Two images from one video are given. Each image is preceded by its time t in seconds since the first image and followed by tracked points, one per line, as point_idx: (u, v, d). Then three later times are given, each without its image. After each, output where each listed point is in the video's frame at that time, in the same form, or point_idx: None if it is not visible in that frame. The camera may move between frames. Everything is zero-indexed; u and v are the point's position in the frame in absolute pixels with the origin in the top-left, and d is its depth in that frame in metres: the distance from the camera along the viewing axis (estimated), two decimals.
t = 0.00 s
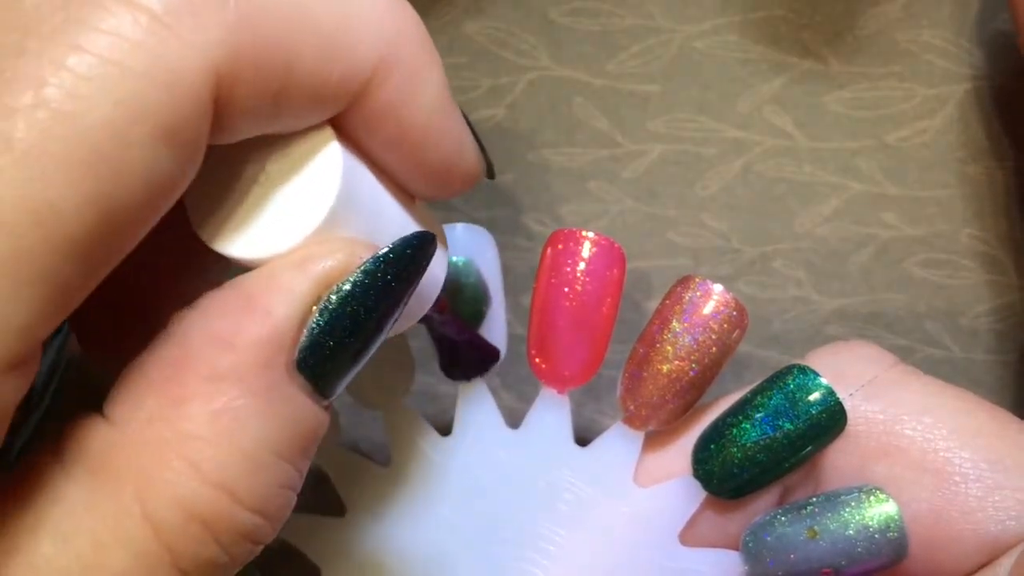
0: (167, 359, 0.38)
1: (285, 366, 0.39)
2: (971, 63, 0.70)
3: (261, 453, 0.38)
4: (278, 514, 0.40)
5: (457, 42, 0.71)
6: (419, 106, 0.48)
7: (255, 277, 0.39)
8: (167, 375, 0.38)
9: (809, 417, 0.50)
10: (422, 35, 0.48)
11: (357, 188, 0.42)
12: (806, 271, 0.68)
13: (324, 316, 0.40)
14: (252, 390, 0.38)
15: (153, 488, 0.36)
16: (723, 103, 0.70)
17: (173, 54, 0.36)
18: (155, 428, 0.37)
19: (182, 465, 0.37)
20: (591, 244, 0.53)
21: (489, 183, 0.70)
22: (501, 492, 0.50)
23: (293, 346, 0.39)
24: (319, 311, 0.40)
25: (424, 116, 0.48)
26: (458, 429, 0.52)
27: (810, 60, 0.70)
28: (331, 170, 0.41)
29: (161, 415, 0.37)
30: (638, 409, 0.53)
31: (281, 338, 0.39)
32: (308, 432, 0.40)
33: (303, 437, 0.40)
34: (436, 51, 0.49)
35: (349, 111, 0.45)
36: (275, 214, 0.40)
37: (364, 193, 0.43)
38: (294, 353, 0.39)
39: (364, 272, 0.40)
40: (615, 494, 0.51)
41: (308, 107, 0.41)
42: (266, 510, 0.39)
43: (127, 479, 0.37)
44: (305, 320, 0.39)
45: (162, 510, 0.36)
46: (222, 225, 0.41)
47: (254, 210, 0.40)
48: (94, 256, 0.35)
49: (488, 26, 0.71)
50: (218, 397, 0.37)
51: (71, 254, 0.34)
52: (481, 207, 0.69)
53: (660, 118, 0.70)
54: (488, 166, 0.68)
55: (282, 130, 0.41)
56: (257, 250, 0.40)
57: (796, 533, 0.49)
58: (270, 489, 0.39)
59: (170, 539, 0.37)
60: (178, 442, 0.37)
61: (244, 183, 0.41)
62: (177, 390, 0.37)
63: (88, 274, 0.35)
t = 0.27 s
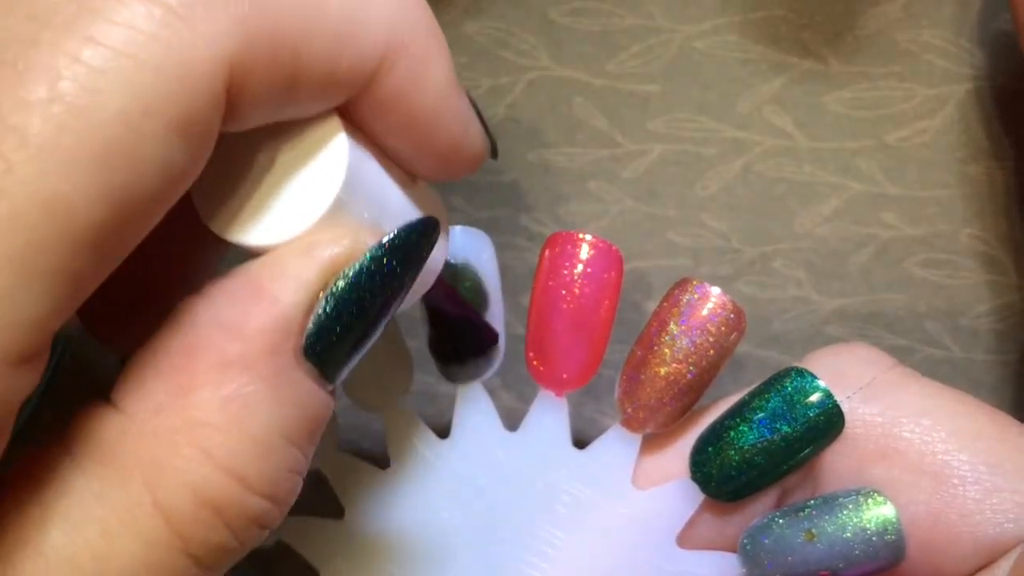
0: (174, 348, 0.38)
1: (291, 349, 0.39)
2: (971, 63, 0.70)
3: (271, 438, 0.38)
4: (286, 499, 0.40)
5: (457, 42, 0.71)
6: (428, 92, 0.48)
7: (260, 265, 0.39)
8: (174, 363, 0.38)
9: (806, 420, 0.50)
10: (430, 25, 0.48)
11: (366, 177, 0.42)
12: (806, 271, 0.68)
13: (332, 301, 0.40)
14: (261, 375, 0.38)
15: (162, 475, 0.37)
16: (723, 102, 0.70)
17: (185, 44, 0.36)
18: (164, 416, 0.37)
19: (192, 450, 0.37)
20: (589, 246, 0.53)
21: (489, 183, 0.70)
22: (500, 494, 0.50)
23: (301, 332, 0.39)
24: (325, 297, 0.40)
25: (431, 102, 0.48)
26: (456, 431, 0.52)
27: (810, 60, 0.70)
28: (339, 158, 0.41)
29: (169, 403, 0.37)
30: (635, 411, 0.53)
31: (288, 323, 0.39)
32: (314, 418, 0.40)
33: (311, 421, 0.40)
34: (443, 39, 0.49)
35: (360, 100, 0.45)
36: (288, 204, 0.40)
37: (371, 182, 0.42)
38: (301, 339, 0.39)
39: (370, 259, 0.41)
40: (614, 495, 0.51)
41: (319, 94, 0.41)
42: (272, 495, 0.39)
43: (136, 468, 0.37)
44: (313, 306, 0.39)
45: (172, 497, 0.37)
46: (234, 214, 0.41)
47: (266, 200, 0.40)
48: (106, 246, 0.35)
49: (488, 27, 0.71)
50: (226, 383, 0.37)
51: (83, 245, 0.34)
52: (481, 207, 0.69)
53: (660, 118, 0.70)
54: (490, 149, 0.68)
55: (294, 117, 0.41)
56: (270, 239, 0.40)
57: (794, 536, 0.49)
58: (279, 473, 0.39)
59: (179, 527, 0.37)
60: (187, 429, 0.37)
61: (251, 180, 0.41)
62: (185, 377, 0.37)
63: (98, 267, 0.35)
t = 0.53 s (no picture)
0: (156, 252, 0.38)
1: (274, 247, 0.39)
2: (972, 63, 0.70)
3: (257, 336, 0.38)
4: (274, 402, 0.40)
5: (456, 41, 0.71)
6: None
7: (240, 168, 0.39)
8: (157, 267, 0.38)
9: (807, 421, 0.50)
10: None
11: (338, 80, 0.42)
12: (806, 271, 0.68)
13: (313, 195, 0.41)
14: (245, 269, 0.38)
15: (148, 377, 0.37)
16: (723, 103, 0.70)
17: None
18: (148, 315, 0.37)
19: (179, 349, 0.37)
20: (589, 247, 0.53)
21: (489, 183, 0.70)
22: (500, 494, 0.50)
23: (281, 233, 0.40)
24: (305, 194, 0.41)
25: None
26: (457, 431, 0.52)
27: (810, 60, 0.70)
28: (313, 57, 0.41)
29: (152, 305, 0.37)
30: (636, 412, 0.53)
31: (270, 218, 0.39)
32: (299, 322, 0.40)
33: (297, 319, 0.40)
34: None
35: None
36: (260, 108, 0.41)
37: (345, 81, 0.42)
38: (281, 239, 0.40)
39: (348, 148, 0.42)
40: (614, 496, 0.51)
41: None
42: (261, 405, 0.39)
43: (122, 375, 0.37)
44: (292, 204, 0.40)
45: (157, 402, 0.37)
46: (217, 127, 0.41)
47: (243, 102, 0.41)
48: (79, 149, 0.35)
49: (487, 26, 0.71)
50: (210, 280, 0.37)
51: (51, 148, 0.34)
52: (480, 207, 0.69)
53: (660, 118, 0.70)
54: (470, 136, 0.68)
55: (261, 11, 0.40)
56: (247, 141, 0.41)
57: (795, 536, 0.49)
58: (268, 373, 0.39)
59: (168, 432, 0.37)
60: (172, 330, 0.37)
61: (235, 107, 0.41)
62: (168, 282, 0.37)
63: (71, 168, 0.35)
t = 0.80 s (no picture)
0: (114, 370, 0.36)
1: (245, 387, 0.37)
2: (972, 63, 0.70)
3: (224, 484, 0.36)
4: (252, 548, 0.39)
5: (457, 42, 0.71)
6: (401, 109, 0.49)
7: (207, 287, 0.38)
8: (107, 382, 0.36)
9: (803, 424, 0.50)
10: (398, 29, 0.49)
11: (326, 196, 0.41)
12: (806, 271, 0.68)
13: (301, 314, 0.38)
14: (211, 434, 0.36)
15: (109, 510, 0.34)
16: (723, 102, 0.70)
17: (106, 45, 0.38)
18: (99, 425, 0.35)
19: (145, 481, 0.35)
20: (587, 253, 0.53)
21: (489, 183, 0.69)
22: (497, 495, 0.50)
23: (250, 360, 0.37)
24: (281, 323, 0.38)
25: (403, 118, 0.49)
26: (455, 434, 0.52)
27: (810, 60, 0.70)
28: (291, 178, 0.40)
29: (108, 428, 0.35)
30: (634, 415, 0.53)
31: (241, 343, 0.37)
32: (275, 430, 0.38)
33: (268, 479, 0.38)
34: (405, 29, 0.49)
35: (323, 105, 0.46)
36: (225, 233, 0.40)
37: (327, 202, 0.41)
38: (254, 355, 0.38)
39: (326, 277, 0.39)
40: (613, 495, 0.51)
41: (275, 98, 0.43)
42: (242, 519, 0.37)
43: (80, 483, 0.35)
44: (263, 335, 0.38)
45: (123, 516, 0.35)
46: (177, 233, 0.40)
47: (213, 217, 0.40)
48: (23, 252, 0.38)
49: (488, 26, 0.71)
50: (168, 420, 0.35)
51: (99, 151, 0.39)
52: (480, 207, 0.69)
53: (660, 118, 0.70)
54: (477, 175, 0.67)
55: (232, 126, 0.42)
56: (207, 268, 0.40)
57: (791, 540, 0.49)
58: (239, 523, 0.37)
59: (154, 550, 0.35)
60: (130, 456, 0.35)
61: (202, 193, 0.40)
62: (122, 399, 0.35)
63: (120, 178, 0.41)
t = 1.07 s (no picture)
0: (216, 363, 0.38)
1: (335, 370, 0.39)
2: (973, 62, 0.69)
3: (320, 463, 0.38)
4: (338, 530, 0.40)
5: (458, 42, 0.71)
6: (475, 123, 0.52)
7: (302, 285, 0.40)
8: (207, 370, 0.38)
9: (808, 430, 0.50)
10: (478, 53, 0.52)
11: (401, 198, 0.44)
12: (806, 271, 0.68)
13: (386, 308, 0.41)
14: (306, 413, 0.37)
15: (214, 494, 0.36)
16: (723, 102, 0.70)
17: (258, 44, 0.37)
18: (207, 413, 0.37)
19: (247, 464, 0.36)
20: (593, 260, 0.53)
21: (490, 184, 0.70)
22: (507, 498, 0.51)
23: (345, 348, 0.40)
24: (371, 314, 0.40)
25: (477, 130, 0.52)
26: (468, 439, 0.53)
27: (810, 60, 0.70)
28: (382, 179, 0.44)
29: (215, 423, 0.37)
30: (641, 421, 0.54)
31: (335, 335, 0.39)
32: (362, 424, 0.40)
33: (356, 451, 0.39)
34: (492, 67, 0.53)
35: (413, 118, 0.49)
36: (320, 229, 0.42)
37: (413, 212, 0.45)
38: (346, 355, 0.40)
39: (413, 273, 0.42)
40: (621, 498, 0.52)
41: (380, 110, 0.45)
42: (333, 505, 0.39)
43: (184, 470, 0.36)
44: (356, 323, 0.40)
45: (226, 502, 0.36)
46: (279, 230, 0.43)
47: (308, 215, 0.43)
48: (157, 248, 0.36)
49: (488, 27, 0.71)
50: (268, 404, 0.37)
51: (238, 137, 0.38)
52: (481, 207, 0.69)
53: (660, 118, 0.70)
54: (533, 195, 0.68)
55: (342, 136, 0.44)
56: (301, 260, 0.42)
57: (794, 545, 0.49)
58: (330, 499, 0.39)
59: (259, 535, 0.37)
60: (236, 446, 0.36)
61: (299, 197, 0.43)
62: (231, 386, 0.37)
63: (250, 164, 0.39)
